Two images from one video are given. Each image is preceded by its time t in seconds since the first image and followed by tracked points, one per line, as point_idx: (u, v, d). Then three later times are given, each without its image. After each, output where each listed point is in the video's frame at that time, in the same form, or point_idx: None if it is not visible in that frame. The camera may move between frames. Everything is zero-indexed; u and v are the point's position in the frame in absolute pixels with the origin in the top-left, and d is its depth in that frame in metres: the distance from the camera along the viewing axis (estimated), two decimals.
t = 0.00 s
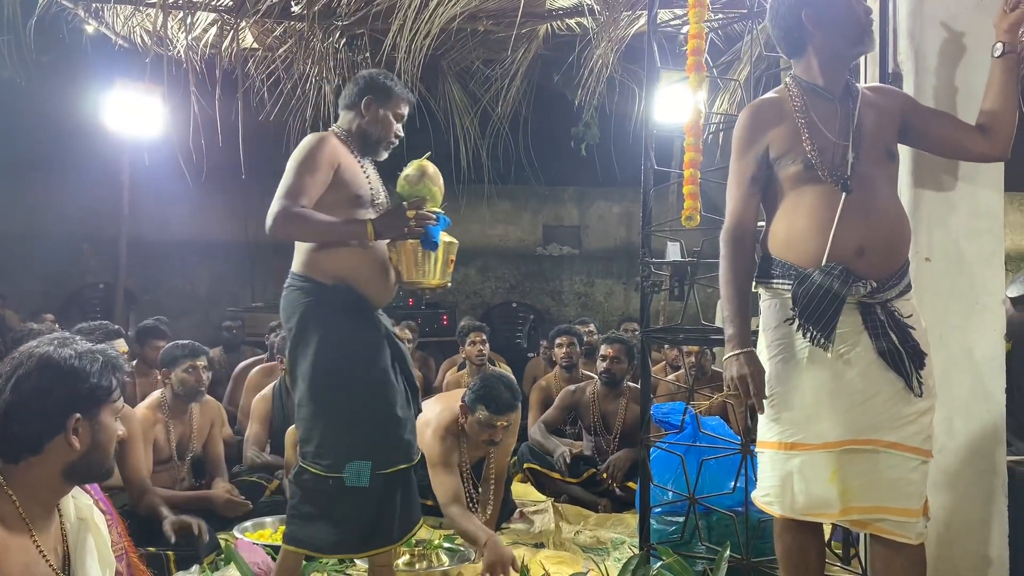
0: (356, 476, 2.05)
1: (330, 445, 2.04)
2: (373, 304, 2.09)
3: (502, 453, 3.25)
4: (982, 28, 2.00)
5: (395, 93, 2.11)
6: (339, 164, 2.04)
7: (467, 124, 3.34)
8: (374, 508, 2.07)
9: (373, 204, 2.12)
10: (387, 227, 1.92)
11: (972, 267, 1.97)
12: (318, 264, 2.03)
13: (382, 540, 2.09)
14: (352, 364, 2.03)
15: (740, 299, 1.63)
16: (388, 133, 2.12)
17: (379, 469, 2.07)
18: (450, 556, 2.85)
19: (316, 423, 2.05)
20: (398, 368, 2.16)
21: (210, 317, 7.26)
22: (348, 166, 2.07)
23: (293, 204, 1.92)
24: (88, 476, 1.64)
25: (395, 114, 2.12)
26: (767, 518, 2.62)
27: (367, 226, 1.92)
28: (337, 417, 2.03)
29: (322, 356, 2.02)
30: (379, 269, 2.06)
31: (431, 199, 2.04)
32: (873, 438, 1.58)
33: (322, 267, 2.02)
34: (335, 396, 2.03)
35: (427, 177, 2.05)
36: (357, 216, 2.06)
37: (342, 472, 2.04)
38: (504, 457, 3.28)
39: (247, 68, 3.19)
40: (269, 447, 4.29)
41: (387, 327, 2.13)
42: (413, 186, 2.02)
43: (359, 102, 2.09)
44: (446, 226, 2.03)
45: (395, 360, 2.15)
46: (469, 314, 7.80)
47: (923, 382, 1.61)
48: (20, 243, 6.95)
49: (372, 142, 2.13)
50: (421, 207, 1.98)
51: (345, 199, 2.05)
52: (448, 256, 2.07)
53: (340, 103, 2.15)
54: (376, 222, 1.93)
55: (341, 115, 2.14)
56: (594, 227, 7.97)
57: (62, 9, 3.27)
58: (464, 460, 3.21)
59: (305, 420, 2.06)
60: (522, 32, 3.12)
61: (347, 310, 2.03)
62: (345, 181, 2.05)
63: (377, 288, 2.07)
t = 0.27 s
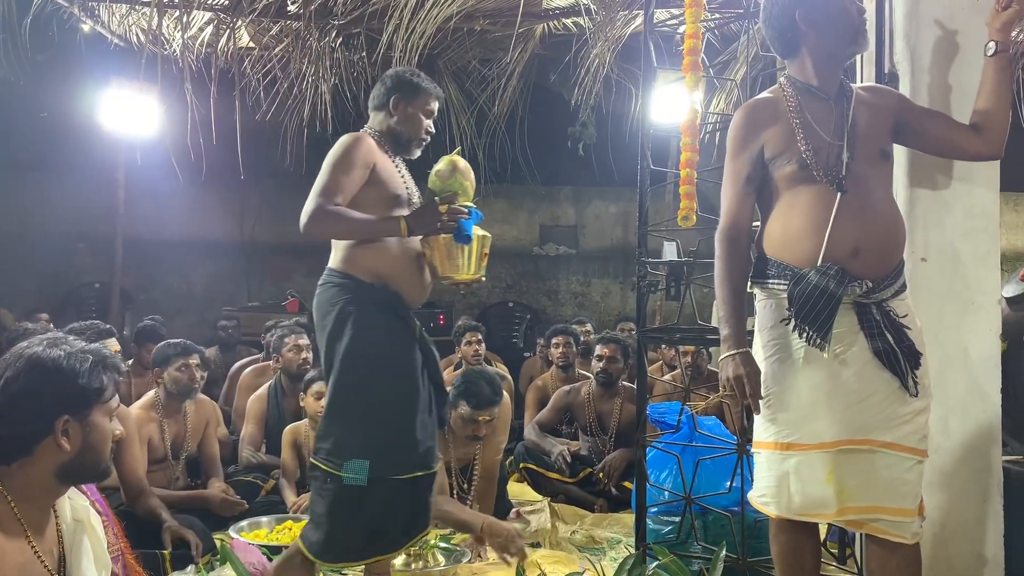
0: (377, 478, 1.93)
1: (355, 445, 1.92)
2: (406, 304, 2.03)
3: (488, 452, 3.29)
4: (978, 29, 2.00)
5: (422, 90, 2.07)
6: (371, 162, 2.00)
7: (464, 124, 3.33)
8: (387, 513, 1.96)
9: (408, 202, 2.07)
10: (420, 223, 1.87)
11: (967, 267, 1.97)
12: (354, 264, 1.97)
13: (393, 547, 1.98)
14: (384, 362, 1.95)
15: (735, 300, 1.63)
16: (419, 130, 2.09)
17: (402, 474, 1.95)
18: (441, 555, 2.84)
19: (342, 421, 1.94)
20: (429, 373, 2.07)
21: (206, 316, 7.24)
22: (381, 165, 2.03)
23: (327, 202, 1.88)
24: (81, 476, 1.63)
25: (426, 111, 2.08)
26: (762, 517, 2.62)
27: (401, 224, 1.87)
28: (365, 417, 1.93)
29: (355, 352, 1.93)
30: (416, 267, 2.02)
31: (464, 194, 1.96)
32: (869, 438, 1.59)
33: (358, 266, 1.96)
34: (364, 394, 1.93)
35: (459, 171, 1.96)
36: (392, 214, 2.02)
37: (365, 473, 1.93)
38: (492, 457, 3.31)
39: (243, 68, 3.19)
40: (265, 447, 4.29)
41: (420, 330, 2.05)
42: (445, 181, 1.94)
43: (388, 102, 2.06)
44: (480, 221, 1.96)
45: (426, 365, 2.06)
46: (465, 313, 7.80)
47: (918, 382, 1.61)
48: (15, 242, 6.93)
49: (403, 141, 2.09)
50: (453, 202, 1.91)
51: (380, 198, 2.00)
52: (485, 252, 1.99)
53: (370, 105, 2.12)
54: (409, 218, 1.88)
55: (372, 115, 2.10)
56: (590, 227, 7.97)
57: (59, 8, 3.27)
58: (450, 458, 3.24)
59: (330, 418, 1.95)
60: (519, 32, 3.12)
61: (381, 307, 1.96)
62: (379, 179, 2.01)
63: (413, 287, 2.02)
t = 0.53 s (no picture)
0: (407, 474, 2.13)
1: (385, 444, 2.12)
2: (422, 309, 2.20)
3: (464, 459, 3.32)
4: (964, 35, 2.01)
5: (431, 88, 2.23)
6: (383, 163, 2.17)
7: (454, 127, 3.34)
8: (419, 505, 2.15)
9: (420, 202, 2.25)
10: (436, 224, 2.04)
11: (953, 273, 1.99)
12: (372, 263, 2.15)
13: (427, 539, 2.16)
14: (404, 365, 2.14)
15: (722, 305, 1.64)
16: (427, 129, 2.26)
17: (430, 468, 2.15)
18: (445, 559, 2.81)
19: (369, 422, 2.13)
20: (447, 372, 2.26)
21: (194, 319, 7.20)
22: (393, 166, 2.20)
23: (342, 205, 2.05)
24: (66, 483, 1.63)
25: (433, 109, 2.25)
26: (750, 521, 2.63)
27: (416, 225, 2.04)
28: (390, 417, 2.12)
29: (376, 357, 2.12)
30: (429, 265, 2.21)
31: (478, 197, 2.14)
32: (854, 443, 1.59)
33: (375, 264, 2.15)
34: (387, 395, 2.12)
35: (473, 174, 2.14)
36: (405, 214, 2.20)
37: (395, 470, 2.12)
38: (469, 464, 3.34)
39: (232, 70, 3.18)
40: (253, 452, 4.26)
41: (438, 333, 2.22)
42: (461, 182, 2.12)
43: (396, 101, 2.23)
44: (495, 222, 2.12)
45: (444, 365, 2.25)
46: (455, 317, 7.79)
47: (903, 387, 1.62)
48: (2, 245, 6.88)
49: (413, 140, 2.27)
50: (466, 204, 2.09)
51: (393, 199, 2.18)
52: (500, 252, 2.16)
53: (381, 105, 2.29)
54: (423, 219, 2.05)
55: (384, 117, 2.28)
56: (581, 231, 7.98)
57: (46, 10, 3.25)
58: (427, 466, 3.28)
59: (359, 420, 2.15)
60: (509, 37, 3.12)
61: (399, 315, 2.15)
62: (391, 180, 2.19)
63: (425, 285, 2.20)
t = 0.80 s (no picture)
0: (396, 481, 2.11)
1: (377, 447, 2.11)
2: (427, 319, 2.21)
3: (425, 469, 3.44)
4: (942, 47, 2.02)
5: (433, 95, 2.25)
6: (385, 173, 2.20)
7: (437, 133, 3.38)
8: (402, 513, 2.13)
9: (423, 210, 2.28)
10: (437, 231, 2.03)
11: (931, 282, 2.00)
12: (377, 273, 2.17)
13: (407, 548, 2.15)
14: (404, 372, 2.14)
15: (701, 314, 1.64)
16: (432, 136, 2.27)
17: (419, 479, 2.12)
18: (432, 559, 2.74)
19: (365, 424, 2.13)
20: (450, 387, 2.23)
21: (176, 326, 7.13)
22: (396, 174, 2.23)
23: (343, 215, 2.09)
24: (39, 494, 1.67)
25: (435, 116, 2.26)
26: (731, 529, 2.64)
27: (417, 234, 2.05)
28: (385, 422, 2.11)
29: (377, 361, 2.13)
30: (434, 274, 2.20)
31: (481, 204, 2.12)
32: (833, 451, 1.60)
33: (379, 275, 2.17)
34: (385, 400, 2.12)
35: (474, 180, 2.12)
36: (408, 222, 2.22)
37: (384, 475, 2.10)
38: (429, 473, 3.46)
39: (216, 76, 3.16)
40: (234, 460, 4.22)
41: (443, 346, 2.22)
42: (462, 190, 2.11)
43: (400, 108, 2.26)
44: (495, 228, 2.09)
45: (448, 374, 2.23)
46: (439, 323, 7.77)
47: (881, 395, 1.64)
48: None
49: (416, 147, 2.29)
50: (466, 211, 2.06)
51: (395, 207, 2.21)
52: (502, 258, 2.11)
53: (385, 114, 2.32)
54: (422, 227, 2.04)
55: (388, 126, 2.31)
56: (564, 238, 7.99)
57: (27, 14, 3.22)
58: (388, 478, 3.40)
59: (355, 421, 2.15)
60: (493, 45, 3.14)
61: (402, 322, 2.16)
62: (394, 189, 2.22)
63: (430, 293, 2.20)
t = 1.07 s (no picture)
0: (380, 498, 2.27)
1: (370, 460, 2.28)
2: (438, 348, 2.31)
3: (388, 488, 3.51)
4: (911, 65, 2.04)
5: (452, 111, 2.30)
6: (398, 192, 2.29)
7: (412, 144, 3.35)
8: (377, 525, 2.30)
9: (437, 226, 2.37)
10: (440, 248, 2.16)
11: (901, 297, 2.02)
12: (387, 287, 2.30)
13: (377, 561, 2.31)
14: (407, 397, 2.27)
15: (673, 330, 1.64)
16: (456, 148, 2.32)
17: (400, 501, 2.25)
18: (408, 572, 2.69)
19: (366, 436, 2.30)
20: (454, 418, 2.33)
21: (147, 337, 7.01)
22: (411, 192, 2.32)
23: (353, 235, 2.21)
24: None
25: (453, 131, 2.30)
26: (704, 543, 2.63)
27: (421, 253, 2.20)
28: (379, 438, 2.28)
29: (385, 380, 2.28)
30: (442, 289, 2.31)
31: (488, 221, 2.24)
32: (804, 467, 1.61)
33: (389, 290, 2.30)
34: (382, 415, 2.29)
35: (480, 198, 2.23)
36: (421, 240, 2.31)
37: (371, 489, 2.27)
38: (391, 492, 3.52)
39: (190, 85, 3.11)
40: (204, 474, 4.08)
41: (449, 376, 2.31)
42: (470, 207, 2.21)
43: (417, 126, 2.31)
44: (498, 243, 2.19)
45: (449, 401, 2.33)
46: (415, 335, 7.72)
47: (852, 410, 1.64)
48: None
49: (435, 165, 2.34)
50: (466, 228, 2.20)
51: (407, 225, 2.31)
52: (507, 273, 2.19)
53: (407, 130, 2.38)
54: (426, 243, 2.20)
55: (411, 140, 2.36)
56: (541, 250, 7.99)
57: None
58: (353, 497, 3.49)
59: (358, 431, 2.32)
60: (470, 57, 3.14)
61: (413, 350, 2.28)
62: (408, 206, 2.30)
63: (439, 311, 2.32)
